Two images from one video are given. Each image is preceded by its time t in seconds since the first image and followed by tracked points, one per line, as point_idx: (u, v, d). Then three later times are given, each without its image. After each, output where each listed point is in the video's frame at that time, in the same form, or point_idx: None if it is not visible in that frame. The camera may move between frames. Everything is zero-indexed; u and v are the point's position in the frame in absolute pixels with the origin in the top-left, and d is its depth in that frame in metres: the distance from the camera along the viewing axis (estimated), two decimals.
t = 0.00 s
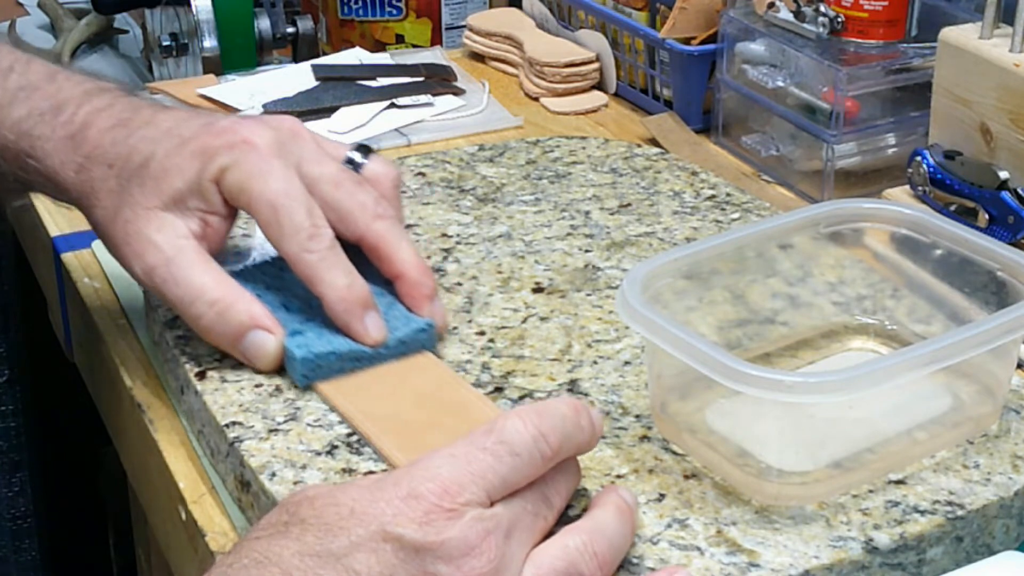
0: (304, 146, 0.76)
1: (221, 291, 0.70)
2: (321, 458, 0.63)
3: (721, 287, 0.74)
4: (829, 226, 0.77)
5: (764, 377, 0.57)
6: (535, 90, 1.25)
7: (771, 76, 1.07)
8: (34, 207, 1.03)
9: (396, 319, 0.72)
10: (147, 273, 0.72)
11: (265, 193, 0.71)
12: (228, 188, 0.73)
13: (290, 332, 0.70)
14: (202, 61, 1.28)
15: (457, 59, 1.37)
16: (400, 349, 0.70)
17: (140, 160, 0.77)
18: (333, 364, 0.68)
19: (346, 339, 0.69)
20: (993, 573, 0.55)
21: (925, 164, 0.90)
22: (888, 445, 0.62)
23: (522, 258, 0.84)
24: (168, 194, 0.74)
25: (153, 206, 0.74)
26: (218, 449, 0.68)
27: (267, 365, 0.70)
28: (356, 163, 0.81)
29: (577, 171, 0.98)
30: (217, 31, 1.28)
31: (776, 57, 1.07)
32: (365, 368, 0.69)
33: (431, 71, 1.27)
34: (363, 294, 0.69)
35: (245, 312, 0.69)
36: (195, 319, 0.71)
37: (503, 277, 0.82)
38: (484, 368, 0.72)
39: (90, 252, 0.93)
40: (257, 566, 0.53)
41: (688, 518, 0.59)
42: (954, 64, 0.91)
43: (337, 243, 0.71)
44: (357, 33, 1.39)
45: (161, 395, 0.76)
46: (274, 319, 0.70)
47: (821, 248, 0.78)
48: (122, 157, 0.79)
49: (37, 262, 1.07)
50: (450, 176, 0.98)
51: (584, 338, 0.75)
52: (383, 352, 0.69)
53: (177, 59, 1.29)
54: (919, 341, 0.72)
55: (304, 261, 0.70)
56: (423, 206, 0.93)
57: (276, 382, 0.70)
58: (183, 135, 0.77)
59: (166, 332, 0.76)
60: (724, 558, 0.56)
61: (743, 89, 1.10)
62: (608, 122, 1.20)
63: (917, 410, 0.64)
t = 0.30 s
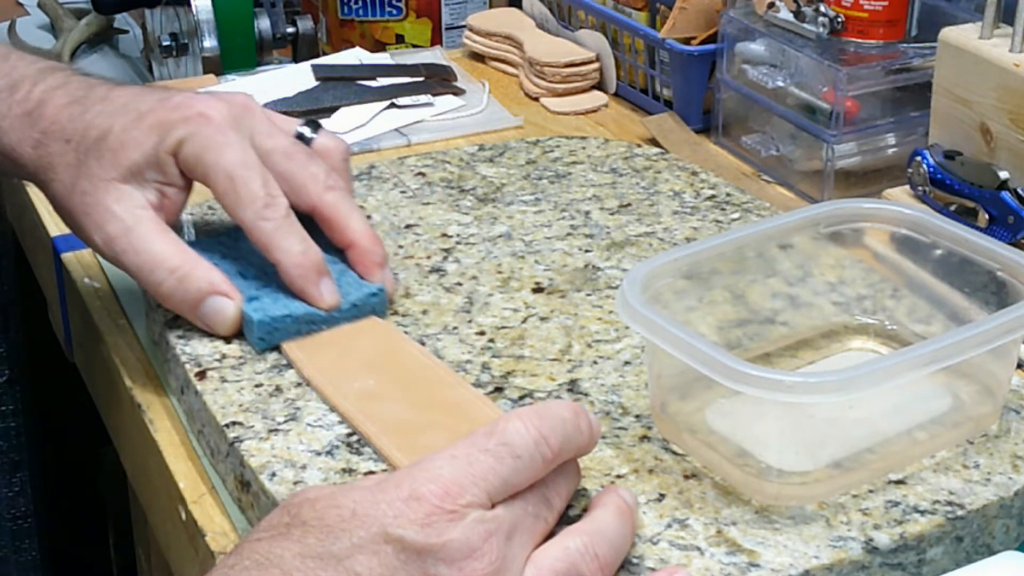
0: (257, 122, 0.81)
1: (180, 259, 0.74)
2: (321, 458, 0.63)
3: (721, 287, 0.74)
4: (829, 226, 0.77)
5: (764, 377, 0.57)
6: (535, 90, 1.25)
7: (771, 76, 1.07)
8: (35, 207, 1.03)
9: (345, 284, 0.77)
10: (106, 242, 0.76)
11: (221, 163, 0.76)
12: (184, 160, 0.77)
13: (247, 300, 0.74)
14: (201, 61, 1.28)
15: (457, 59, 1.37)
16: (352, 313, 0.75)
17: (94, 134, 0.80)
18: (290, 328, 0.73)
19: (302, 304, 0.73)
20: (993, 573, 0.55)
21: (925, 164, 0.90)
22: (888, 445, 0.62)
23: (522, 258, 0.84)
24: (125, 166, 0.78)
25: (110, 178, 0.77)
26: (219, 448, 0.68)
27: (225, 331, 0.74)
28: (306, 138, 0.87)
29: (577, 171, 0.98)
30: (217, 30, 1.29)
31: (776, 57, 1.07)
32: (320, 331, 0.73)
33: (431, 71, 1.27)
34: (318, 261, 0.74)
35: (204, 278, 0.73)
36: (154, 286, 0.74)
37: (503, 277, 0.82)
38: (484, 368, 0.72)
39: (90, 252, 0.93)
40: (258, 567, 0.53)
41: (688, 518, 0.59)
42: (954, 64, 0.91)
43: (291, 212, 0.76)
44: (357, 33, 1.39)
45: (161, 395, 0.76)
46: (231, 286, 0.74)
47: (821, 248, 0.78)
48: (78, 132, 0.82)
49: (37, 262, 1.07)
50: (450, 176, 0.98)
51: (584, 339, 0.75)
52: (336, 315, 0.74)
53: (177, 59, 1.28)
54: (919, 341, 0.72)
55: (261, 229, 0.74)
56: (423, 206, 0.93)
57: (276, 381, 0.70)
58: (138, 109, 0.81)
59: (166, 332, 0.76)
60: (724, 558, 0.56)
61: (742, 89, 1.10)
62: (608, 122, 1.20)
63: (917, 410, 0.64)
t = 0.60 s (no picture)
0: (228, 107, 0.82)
1: (153, 242, 0.76)
2: (321, 457, 0.64)
3: (721, 287, 0.74)
4: (829, 226, 0.77)
5: (764, 378, 0.57)
6: (535, 90, 1.25)
7: (771, 76, 1.07)
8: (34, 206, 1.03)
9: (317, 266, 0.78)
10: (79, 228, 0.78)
11: (194, 149, 0.77)
12: (156, 146, 0.78)
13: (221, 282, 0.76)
14: (201, 61, 1.28)
15: (457, 59, 1.37)
16: (324, 296, 0.77)
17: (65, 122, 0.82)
18: (264, 311, 0.74)
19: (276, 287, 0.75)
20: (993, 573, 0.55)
21: (925, 164, 0.90)
22: (888, 445, 0.62)
23: (522, 258, 0.84)
24: (97, 154, 0.79)
25: (82, 165, 0.79)
26: (219, 450, 0.68)
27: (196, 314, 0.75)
28: (275, 123, 0.87)
29: (577, 171, 0.98)
30: (216, 31, 1.28)
31: (776, 57, 1.07)
32: (292, 313, 0.75)
33: (431, 71, 1.27)
34: (290, 245, 0.76)
35: (176, 260, 0.75)
36: (127, 268, 0.76)
37: (503, 277, 0.82)
38: (485, 368, 0.72)
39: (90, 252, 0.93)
40: (255, 563, 0.52)
41: (688, 518, 0.59)
42: (954, 64, 0.91)
43: (264, 196, 0.78)
44: (357, 32, 1.39)
45: (162, 395, 0.77)
46: (203, 270, 0.75)
47: (821, 248, 0.78)
48: (50, 122, 0.84)
49: (37, 261, 1.07)
50: (450, 176, 0.98)
51: (584, 338, 0.75)
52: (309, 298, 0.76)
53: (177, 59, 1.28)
54: (919, 341, 0.72)
55: (235, 214, 0.76)
56: (423, 206, 0.93)
57: (276, 382, 0.70)
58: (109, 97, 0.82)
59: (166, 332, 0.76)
60: (724, 558, 0.56)
61: (742, 89, 1.10)
62: (607, 122, 1.20)
63: (917, 410, 0.64)
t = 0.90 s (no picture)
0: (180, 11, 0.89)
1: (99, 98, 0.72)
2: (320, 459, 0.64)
3: (721, 287, 0.74)
4: (829, 226, 0.77)
5: (764, 378, 0.57)
6: (535, 90, 1.25)
7: (771, 76, 1.07)
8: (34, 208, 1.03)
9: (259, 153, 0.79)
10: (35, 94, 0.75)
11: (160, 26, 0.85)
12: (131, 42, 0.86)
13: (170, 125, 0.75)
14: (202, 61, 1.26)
15: (457, 59, 1.37)
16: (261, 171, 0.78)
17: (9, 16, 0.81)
18: (210, 164, 0.76)
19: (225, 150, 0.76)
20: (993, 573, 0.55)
21: (925, 164, 0.90)
22: (888, 446, 0.62)
23: (522, 258, 0.84)
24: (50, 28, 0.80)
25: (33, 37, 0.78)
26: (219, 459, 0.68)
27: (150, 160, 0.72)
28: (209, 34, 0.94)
29: (577, 171, 0.98)
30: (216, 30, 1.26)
31: (776, 57, 1.07)
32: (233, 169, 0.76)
33: (431, 71, 1.27)
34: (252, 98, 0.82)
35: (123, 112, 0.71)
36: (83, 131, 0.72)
37: (503, 277, 0.82)
38: (485, 368, 0.72)
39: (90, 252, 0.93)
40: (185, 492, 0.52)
41: (688, 518, 0.59)
42: (954, 63, 0.91)
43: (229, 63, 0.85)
44: (357, 33, 1.39)
45: (162, 395, 0.77)
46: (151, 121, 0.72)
47: (821, 248, 0.78)
48: None
49: (37, 262, 1.07)
50: (450, 176, 0.98)
51: (584, 338, 0.75)
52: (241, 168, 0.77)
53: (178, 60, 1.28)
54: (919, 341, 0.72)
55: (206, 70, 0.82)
56: (423, 206, 0.93)
57: (276, 381, 0.70)
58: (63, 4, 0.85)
59: (166, 332, 0.76)
60: (724, 558, 0.56)
61: (742, 89, 1.10)
62: (608, 122, 1.20)
63: (916, 411, 0.64)
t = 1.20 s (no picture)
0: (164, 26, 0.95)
1: (77, 19, 0.82)
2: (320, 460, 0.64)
3: (721, 287, 0.74)
4: (829, 226, 0.77)
5: (763, 378, 0.57)
6: (535, 90, 1.25)
7: (771, 76, 1.07)
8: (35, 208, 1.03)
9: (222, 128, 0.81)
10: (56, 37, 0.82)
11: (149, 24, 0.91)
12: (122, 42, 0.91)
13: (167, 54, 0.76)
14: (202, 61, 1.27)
15: (457, 59, 1.37)
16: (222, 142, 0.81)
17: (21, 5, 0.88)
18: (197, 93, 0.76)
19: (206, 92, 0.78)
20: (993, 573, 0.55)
21: (925, 164, 0.90)
22: (887, 446, 0.62)
23: (522, 258, 0.84)
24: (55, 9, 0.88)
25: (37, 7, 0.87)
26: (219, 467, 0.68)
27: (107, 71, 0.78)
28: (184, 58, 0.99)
29: (577, 171, 0.98)
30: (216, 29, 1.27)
31: (776, 57, 1.07)
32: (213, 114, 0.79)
33: (431, 71, 1.27)
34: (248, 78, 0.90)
35: (98, 25, 0.80)
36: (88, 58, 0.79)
37: (503, 277, 0.82)
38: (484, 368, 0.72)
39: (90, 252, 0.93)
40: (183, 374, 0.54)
41: (688, 518, 0.59)
42: (954, 64, 0.91)
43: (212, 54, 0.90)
44: (357, 33, 1.40)
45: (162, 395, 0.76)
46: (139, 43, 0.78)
47: (821, 248, 0.78)
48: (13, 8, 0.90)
49: (37, 261, 1.07)
50: (450, 176, 0.98)
51: (584, 338, 0.75)
52: (200, 122, 0.78)
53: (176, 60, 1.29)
54: (919, 341, 0.72)
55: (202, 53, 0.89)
56: (422, 206, 0.93)
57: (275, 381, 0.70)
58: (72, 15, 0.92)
59: (166, 332, 0.76)
60: (724, 558, 0.56)
61: (742, 89, 1.10)
62: (608, 122, 1.20)
63: (915, 411, 0.64)
